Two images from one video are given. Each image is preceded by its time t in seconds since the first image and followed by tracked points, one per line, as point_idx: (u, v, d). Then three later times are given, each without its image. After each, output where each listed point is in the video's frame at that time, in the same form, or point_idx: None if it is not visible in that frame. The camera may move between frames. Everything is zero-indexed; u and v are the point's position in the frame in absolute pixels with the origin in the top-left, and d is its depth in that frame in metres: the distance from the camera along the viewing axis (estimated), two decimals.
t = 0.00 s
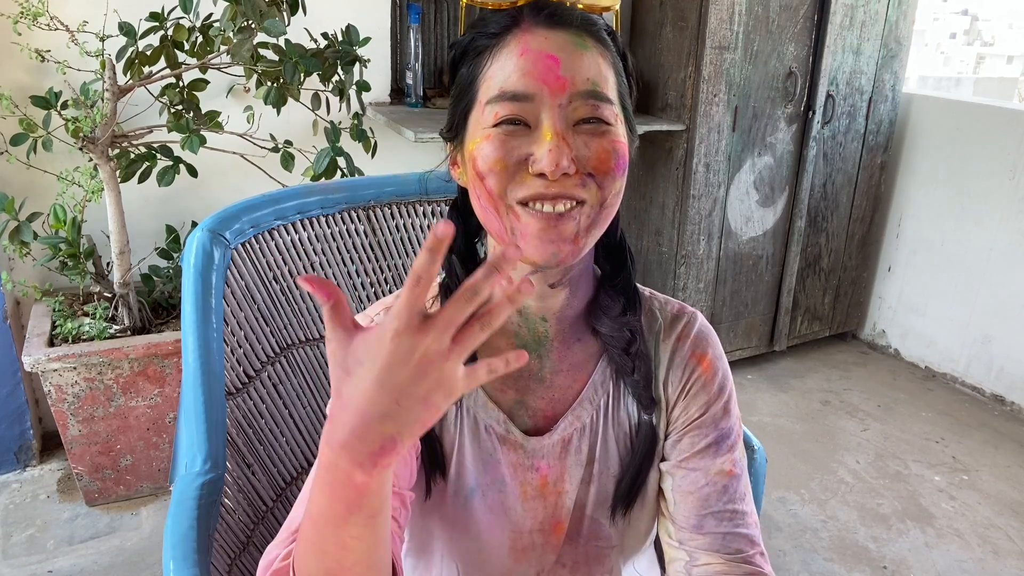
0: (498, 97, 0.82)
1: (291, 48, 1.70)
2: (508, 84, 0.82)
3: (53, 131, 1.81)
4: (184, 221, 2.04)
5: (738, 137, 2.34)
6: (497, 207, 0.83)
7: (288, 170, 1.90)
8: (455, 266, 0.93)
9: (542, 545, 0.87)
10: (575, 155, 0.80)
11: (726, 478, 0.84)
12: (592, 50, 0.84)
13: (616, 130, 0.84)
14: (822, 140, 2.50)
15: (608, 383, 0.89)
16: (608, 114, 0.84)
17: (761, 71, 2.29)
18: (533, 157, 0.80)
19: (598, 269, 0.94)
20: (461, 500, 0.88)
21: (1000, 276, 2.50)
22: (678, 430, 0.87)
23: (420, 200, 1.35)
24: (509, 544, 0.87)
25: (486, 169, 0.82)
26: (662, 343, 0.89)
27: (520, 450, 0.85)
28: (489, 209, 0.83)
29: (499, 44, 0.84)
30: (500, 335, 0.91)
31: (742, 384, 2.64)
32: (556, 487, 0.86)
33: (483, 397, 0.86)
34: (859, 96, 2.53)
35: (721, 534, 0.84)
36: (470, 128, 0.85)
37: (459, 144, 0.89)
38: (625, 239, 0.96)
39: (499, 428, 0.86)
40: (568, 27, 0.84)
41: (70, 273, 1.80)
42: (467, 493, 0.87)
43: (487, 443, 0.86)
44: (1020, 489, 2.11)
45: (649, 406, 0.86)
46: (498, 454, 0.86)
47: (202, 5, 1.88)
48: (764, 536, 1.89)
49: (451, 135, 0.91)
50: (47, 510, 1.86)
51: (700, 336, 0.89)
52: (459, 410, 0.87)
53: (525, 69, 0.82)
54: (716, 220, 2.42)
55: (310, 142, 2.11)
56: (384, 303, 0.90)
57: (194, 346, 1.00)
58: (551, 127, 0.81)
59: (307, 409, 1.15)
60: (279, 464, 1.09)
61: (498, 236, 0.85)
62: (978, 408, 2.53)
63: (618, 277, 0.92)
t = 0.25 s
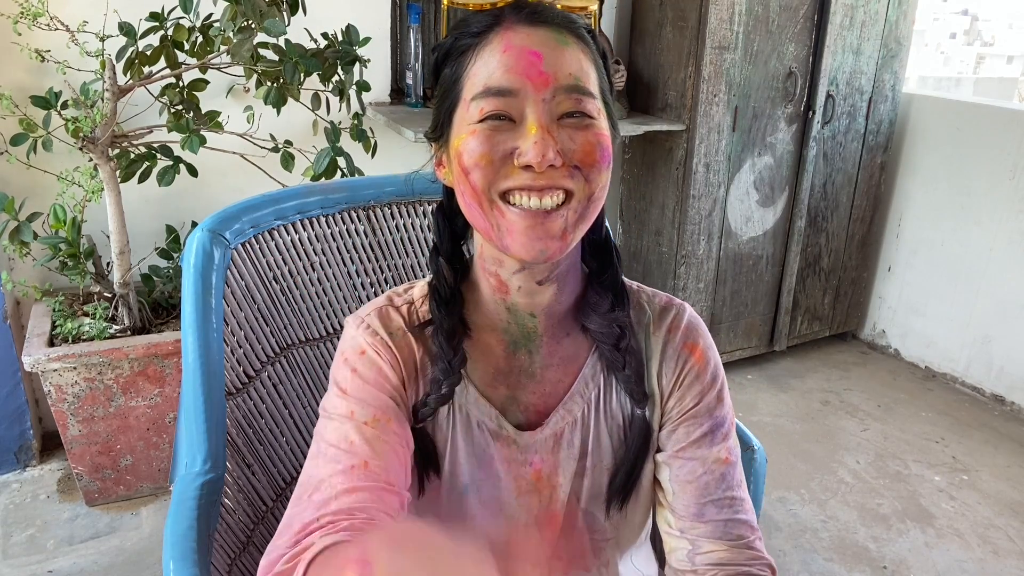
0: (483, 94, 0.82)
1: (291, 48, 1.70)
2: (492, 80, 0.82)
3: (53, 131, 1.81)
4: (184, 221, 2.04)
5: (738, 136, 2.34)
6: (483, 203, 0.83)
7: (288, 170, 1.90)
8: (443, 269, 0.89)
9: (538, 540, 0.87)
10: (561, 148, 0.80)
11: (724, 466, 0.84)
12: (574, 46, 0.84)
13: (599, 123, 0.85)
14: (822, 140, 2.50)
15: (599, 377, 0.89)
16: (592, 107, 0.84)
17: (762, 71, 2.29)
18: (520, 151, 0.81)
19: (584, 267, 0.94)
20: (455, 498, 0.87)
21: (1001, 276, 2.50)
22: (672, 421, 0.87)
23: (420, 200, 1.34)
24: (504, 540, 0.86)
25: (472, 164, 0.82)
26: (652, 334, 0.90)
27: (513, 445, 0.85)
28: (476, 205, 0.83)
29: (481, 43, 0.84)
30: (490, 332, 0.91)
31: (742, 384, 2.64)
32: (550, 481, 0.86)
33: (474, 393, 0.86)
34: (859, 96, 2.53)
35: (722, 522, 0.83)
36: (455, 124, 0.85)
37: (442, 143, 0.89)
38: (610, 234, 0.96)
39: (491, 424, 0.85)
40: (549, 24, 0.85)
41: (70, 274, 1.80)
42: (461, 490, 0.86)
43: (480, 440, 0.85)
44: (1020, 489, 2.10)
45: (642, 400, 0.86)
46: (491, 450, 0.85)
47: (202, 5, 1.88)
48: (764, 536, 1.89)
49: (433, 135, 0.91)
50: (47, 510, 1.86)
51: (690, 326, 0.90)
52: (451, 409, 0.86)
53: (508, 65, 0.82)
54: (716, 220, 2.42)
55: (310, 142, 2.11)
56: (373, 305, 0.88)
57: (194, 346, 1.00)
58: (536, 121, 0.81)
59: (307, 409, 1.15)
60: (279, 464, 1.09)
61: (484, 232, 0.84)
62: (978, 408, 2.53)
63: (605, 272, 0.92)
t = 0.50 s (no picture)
0: (455, 96, 0.82)
1: (291, 48, 1.70)
2: (463, 81, 0.82)
3: (53, 131, 1.81)
4: (184, 221, 2.04)
5: (738, 137, 2.34)
6: (462, 204, 0.83)
7: (288, 170, 1.90)
8: (423, 268, 0.89)
9: (534, 526, 0.87)
10: (536, 146, 0.81)
11: (724, 432, 0.88)
12: (540, 44, 0.84)
13: (571, 118, 0.85)
14: (822, 140, 2.50)
15: (586, 362, 0.89)
16: (562, 103, 0.84)
17: (762, 71, 2.29)
18: (497, 151, 0.81)
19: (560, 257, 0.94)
20: (450, 494, 0.86)
21: (1000, 276, 2.50)
22: (666, 397, 0.90)
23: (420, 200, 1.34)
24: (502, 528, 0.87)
25: (450, 167, 0.82)
26: (636, 316, 0.91)
27: (506, 436, 0.85)
28: (455, 206, 0.83)
29: (449, 45, 0.83)
30: (475, 329, 0.90)
31: (742, 384, 2.64)
32: (544, 468, 0.86)
33: (462, 388, 0.86)
34: (859, 96, 2.53)
35: (731, 485, 0.87)
36: (429, 127, 0.84)
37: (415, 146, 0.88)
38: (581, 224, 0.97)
39: (482, 417, 0.85)
40: (513, 24, 0.85)
41: (70, 273, 1.80)
42: (456, 486, 0.86)
43: (470, 432, 0.85)
44: (1020, 489, 2.11)
45: (630, 380, 0.87)
46: (484, 442, 0.85)
47: (202, 5, 1.88)
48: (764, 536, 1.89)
49: (405, 139, 0.90)
50: (47, 510, 1.86)
51: (670, 304, 0.92)
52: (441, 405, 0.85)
53: (478, 67, 0.82)
54: (717, 220, 2.42)
55: (310, 142, 2.11)
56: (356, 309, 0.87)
57: (194, 346, 1.01)
58: (511, 120, 0.81)
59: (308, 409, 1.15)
60: (279, 464, 1.09)
61: (465, 233, 0.84)
62: (978, 408, 2.53)
63: (582, 261, 0.93)
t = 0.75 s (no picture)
0: (479, 90, 0.82)
1: (291, 48, 1.70)
2: (488, 75, 0.82)
3: (53, 131, 1.81)
4: (185, 221, 2.04)
5: (738, 136, 2.34)
6: (489, 206, 0.82)
7: (288, 170, 1.90)
8: (429, 270, 0.88)
9: (557, 533, 0.87)
10: (563, 144, 0.81)
11: (756, 401, 0.85)
12: (562, 39, 0.85)
13: (592, 117, 0.85)
14: (821, 141, 2.50)
15: (610, 359, 0.90)
16: (585, 99, 0.85)
17: (761, 71, 2.29)
18: (524, 150, 0.80)
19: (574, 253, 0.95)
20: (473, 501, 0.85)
21: (1000, 276, 2.50)
22: (694, 380, 0.89)
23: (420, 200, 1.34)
24: (525, 535, 0.86)
25: (476, 166, 0.82)
26: (654, 310, 0.92)
27: (528, 440, 0.84)
28: (482, 208, 0.83)
29: (468, 39, 0.83)
30: (494, 328, 0.90)
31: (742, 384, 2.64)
32: (567, 473, 0.85)
33: (483, 392, 0.85)
34: (859, 96, 2.53)
35: (771, 453, 0.83)
36: (451, 125, 0.84)
37: (435, 143, 0.88)
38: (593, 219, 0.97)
39: (504, 422, 0.84)
40: (534, 19, 0.85)
41: (70, 274, 1.80)
42: (477, 493, 0.85)
43: (493, 439, 0.84)
44: (1020, 489, 2.11)
45: (655, 373, 0.88)
46: (506, 448, 0.84)
47: (202, 5, 1.88)
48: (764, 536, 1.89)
49: (423, 136, 0.89)
50: (47, 510, 1.86)
51: (687, 294, 0.92)
52: (458, 411, 0.85)
53: (503, 60, 0.82)
54: (716, 220, 2.42)
55: (310, 142, 2.11)
56: (376, 310, 0.87)
57: (194, 347, 1.01)
58: (537, 117, 0.81)
59: (307, 409, 1.15)
60: (279, 464, 1.09)
61: (490, 235, 0.84)
62: (978, 408, 2.53)
63: (597, 255, 0.94)
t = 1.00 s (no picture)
0: (450, 98, 0.82)
1: (291, 48, 1.70)
2: (458, 84, 0.82)
3: (53, 131, 1.81)
4: (184, 221, 2.04)
5: (738, 136, 2.34)
6: (469, 214, 0.82)
7: (288, 170, 1.90)
8: (427, 272, 0.88)
9: (555, 536, 0.87)
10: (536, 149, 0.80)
11: (728, 448, 0.87)
12: (534, 42, 0.84)
13: (569, 119, 0.85)
14: (821, 140, 2.50)
15: (608, 367, 0.90)
16: (560, 102, 0.84)
17: (762, 71, 2.29)
18: (496, 157, 0.80)
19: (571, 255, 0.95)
20: (472, 500, 0.86)
21: (1000, 276, 2.50)
22: (678, 408, 0.90)
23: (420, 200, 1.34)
24: (523, 537, 0.86)
25: (453, 175, 0.82)
26: (655, 323, 0.92)
27: (526, 442, 0.84)
28: (463, 217, 0.83)
29: (441, 48, 0.83)
30: (492, 331, 0.90)
31: (742, 384, 2.64)
32: (566, 476, 0.85)
33: (482, 393, 0.85)
34: (859, 96, 2.53)
35: (726, 504, 0.87)
36: (429, 135, 0.84)
37: (416, 154, 0.88)
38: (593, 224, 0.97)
39: (502, 423, 0.84)
40: (506, 24, 0.85)
41: (70, 274, 1.80)
42: (478, 491, 0.85)
43: (492, 440, 0.84)
44: (1020, 489, 2.11)
45: (652, 379, 0.88)
46: (504, 449, 0.84)
47: (202, 5, 1.88)
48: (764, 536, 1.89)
49: (406, 147, 0.90)
50: (47, 510, 1.86)
51: (689, 315, 0.92)
52: (457, 409, 0.85)
53: (473, 68, 0.81)
54: (717, 220, 2.42)
55: (310, 142, 2.11)
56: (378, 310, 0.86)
57: (194, 347, 1.01)
58: (508, 122, 0.81)
59: (307, 409, 1.15)
60: (279, 464, 1.09)
61: (474, 243, 0.84)
62: (978, 408, 2.53)
63: (595, 260, 0.93)
